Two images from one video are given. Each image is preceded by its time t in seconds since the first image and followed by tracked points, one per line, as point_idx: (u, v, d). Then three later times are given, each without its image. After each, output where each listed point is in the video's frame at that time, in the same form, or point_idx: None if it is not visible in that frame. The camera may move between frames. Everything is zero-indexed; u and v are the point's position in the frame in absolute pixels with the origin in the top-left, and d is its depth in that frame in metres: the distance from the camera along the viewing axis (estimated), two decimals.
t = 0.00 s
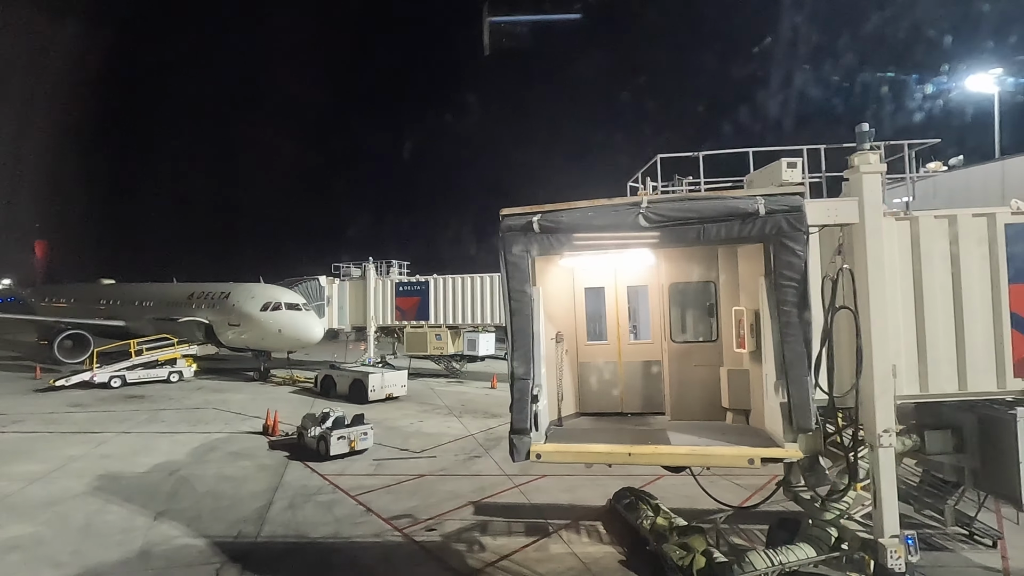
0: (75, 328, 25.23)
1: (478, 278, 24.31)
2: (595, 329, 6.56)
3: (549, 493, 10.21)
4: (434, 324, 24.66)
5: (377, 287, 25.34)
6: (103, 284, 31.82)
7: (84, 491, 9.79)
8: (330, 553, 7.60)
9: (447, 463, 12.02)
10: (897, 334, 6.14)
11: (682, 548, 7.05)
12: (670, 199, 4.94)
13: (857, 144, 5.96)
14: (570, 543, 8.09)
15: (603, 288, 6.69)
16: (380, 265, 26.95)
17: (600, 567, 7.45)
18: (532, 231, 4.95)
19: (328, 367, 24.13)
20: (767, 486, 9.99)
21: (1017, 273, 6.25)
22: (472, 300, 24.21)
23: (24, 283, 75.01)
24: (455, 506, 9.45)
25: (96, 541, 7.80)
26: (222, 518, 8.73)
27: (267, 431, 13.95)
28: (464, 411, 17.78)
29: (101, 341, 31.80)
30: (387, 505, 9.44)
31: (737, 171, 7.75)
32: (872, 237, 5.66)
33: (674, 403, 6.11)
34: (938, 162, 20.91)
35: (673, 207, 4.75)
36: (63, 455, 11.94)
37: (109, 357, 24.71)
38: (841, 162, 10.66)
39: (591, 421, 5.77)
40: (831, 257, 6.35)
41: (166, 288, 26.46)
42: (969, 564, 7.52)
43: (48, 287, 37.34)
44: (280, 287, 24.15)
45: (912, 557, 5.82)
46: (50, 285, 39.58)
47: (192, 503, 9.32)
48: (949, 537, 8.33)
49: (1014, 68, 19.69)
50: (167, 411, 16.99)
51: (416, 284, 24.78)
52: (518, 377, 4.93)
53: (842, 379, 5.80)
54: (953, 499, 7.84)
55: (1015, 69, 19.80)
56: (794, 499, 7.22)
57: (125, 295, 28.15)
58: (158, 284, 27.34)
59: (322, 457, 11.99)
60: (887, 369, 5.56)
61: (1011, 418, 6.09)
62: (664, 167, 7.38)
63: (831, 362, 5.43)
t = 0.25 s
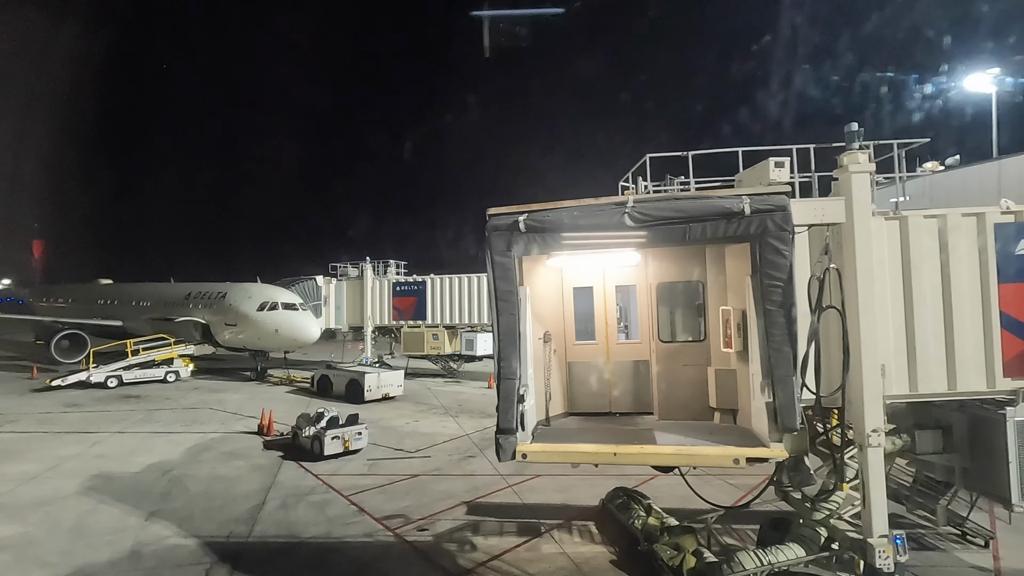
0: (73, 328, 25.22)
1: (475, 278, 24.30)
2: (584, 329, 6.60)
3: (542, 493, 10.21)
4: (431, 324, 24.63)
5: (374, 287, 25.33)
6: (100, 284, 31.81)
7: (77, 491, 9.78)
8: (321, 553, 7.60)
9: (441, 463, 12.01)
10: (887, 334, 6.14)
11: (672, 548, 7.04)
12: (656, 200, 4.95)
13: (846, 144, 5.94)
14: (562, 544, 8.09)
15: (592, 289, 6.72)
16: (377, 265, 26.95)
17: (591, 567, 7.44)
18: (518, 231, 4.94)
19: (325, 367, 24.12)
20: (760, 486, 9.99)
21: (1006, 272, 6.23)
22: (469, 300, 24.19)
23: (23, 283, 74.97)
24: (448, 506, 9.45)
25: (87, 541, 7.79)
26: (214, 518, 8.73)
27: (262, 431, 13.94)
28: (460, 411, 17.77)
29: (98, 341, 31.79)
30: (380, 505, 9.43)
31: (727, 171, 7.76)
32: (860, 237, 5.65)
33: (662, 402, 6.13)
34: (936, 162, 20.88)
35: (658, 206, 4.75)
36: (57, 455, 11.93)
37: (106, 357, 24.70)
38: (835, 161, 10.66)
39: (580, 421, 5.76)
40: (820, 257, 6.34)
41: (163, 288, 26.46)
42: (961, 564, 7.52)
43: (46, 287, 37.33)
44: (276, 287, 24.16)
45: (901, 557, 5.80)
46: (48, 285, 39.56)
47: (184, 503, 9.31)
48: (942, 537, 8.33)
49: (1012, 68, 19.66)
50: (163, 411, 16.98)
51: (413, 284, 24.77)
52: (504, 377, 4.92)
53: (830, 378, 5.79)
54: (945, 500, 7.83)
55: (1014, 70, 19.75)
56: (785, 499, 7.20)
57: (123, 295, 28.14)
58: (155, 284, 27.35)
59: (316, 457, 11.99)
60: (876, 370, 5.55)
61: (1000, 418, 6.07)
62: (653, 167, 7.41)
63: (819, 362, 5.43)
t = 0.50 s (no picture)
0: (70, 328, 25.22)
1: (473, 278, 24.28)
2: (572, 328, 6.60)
3: (535, 493, 10.19)
4: (428, 324, 24.60)
5: (372, 287, 25.32)
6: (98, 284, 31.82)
7: (70, 491, 9.77)
8: (312, 554, 7.59)
9: (436, 463, 12.00)
10: (877, 335, 6.12)
11: (663, 548, 7.02)
12: (643, 200, 4.94)
13: (835, 144, 5.92)
14: (554, 544, 8.08)
15: (581, 289, 6.72)
16: (375, 265, 26.94)
17: (582, 567, 7.43)
18: (505, 230, 4.94)
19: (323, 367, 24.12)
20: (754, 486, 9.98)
21: (997, 272, 6.21)
22: (466, 300, 24.16)
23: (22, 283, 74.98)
24: (441, 507, 9.44)
25: (78, 542, 7.78)
26: (206, 518, 8.72)
27: (257, 431, 13.93)
28: (457, 411, 17.75)
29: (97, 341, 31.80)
30: (373, 505, 9.42)
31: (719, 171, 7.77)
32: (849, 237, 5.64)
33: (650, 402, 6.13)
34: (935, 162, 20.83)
35: (644, 206, 4.74)
36: (51, 455, 11.93)
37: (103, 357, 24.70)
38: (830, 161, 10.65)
39: (568, 421, 5.76)
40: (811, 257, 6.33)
41: (161, 288, 26.46)
42: (953, 565, 7.50)
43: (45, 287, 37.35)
44: (274, 288, 24.15)
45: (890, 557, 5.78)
46: (47, 285, 39.61)
47: (177, 504, 9.31)
48: (935, 537, 8.31)
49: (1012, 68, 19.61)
50: (159, 411, 16.97)
51: (411, 284, 24.74)
52: (491, 377, 4.91)
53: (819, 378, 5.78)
54: (938, 500, 7.81)
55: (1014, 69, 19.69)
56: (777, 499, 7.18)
57: (121, 295, 28.15)
58: (153, 284, 27.35)
59: (311, 457, 11.98)
60: (865, 370, 5.53)
61: (990, 418, 6.04)
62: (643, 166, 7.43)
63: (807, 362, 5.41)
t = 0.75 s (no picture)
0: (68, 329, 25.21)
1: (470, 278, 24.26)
2: (561, 328, 6.60)
3: (529, 493, 10.18)
4: (425, 324, 24.57)
5: (369, 288, 25.30)
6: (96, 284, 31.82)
7: (63, 492, 9.76)
8: (303, 554, 7.58)
9: (430, 463, 11.99)
10: (867, 334, 6.11)
11: (654, 548, 7.00)
12: (630, 199, 4.93)
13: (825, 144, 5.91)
14: (546, 545, 8.06)
15: (570, 289, 6.72)
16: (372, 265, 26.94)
17: (573, 568, 7.42)
18: (492, 230, 4.93)
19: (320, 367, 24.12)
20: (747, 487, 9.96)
21: (988, 271, 6.20)
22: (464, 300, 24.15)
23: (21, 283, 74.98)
24: (434, 507, 9.43)
25: (69, 542, 7.77)
26: (198, 519, 8.71)
27: (253, 432, 13.91)
28: (453, 412, 17.73)
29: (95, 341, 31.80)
30: (366, 506, 9.41)
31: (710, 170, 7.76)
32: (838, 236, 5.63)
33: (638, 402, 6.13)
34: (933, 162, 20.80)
35: (631, 206, 4.73)
36: (46, 455, 11.92)
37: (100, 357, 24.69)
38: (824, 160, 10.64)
39: (557, 421, 5.75)
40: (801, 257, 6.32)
41: (159, 288, 26.46)
42: (944, 565, 7.49)
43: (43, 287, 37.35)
44: (271, 288, 24.15)
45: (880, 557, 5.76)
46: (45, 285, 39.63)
47: (170, 504, 9.30)
48: (928, 538, 8.29)
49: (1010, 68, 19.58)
50: (155, 412, 16.97)
51: (408, 284, 24.72)
52: (478, 377, 4.91)
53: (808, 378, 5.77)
54: (931, 500, 7.79)
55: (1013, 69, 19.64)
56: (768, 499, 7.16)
57: (119, 295, 28.15)
58: (151, 284, 27.35)
59: (305, 457, 11.96)
60: (854, 370, 5.52)
61: (981, 418, 6.02)
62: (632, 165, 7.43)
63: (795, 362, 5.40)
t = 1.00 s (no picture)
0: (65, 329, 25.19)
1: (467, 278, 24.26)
2: (550, 327, 6.60)
3: (522, 494, 10.18)
4: (423, 324, 24.55)
5: (366, 288, 25.29)
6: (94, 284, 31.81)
7: (56, 492, 9.75)
8: (294, 554, 7.57)
9: (424, 464, 11.98)
10: (857, 334, 6.11)
11: (645, 549, 6.99)
12: (617, 199, 4.93)
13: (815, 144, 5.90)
14: (538, 545, 8.05)
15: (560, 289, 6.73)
16: (370, 265, 26.93)
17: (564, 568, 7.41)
18: (479, 230, 4.92)
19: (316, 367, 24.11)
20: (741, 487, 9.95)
21: (978, 271, 6.19)
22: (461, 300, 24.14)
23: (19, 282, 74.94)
24: (427, 507, 9.42)
25: (60, 542, 7.76)
26: (191, 519, 8.70)
27: (248, 432, 13.90)
28: (449, 412, 17.73)
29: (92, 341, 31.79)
30: (359, 506, 9.41)
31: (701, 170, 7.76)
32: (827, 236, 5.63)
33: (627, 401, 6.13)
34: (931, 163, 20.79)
35: (617, 205, 4.73)
36: (40, 455, 11.91)
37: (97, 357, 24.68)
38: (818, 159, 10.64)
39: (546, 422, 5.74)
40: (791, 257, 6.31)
41: (156, 288, 26.45)
42: (935, 565, 7.48)
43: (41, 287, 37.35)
44: (268, 288, 24.15)
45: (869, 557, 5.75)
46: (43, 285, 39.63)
47: (162, 504, 9.29)
48: (920, 538, 8.28)
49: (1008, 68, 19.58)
50: (150, 412, 16.95)
51: (405, 284, 24.71)
52: (464, 376, 4.91)
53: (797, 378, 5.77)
54: (922, 500, 7.78)
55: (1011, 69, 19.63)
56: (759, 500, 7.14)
57: (116, 295, 28.14)
58: (148, 284, 27.34)
59: (299, 457, 11.96)
60: (843, 370, 5.51)
61: (970, 417, 6.01)
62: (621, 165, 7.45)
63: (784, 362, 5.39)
